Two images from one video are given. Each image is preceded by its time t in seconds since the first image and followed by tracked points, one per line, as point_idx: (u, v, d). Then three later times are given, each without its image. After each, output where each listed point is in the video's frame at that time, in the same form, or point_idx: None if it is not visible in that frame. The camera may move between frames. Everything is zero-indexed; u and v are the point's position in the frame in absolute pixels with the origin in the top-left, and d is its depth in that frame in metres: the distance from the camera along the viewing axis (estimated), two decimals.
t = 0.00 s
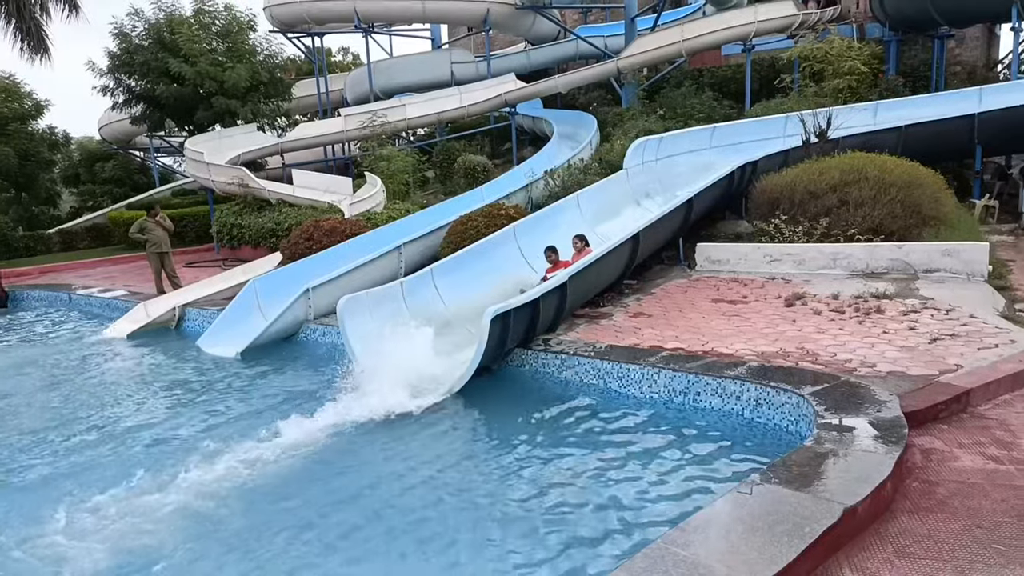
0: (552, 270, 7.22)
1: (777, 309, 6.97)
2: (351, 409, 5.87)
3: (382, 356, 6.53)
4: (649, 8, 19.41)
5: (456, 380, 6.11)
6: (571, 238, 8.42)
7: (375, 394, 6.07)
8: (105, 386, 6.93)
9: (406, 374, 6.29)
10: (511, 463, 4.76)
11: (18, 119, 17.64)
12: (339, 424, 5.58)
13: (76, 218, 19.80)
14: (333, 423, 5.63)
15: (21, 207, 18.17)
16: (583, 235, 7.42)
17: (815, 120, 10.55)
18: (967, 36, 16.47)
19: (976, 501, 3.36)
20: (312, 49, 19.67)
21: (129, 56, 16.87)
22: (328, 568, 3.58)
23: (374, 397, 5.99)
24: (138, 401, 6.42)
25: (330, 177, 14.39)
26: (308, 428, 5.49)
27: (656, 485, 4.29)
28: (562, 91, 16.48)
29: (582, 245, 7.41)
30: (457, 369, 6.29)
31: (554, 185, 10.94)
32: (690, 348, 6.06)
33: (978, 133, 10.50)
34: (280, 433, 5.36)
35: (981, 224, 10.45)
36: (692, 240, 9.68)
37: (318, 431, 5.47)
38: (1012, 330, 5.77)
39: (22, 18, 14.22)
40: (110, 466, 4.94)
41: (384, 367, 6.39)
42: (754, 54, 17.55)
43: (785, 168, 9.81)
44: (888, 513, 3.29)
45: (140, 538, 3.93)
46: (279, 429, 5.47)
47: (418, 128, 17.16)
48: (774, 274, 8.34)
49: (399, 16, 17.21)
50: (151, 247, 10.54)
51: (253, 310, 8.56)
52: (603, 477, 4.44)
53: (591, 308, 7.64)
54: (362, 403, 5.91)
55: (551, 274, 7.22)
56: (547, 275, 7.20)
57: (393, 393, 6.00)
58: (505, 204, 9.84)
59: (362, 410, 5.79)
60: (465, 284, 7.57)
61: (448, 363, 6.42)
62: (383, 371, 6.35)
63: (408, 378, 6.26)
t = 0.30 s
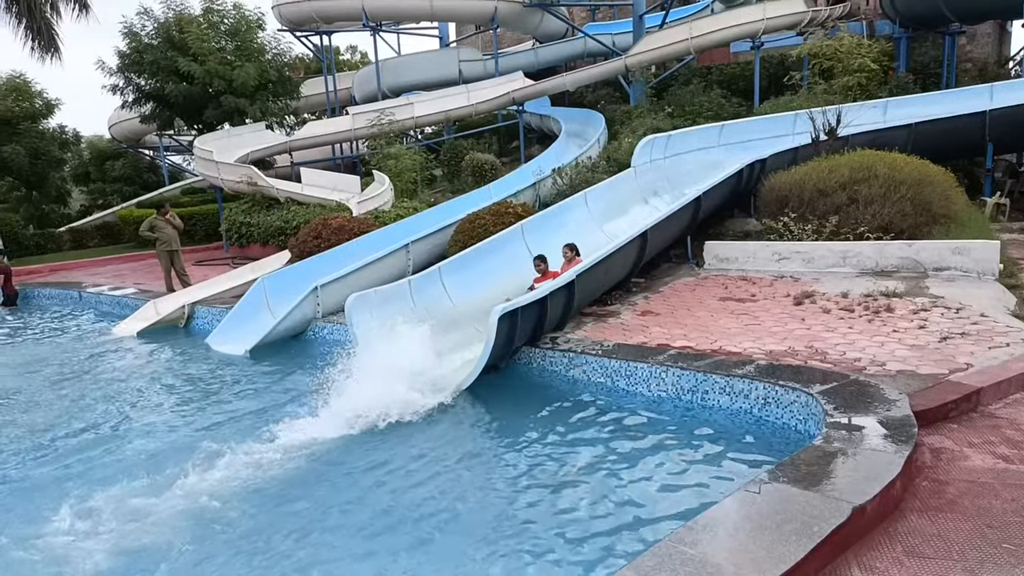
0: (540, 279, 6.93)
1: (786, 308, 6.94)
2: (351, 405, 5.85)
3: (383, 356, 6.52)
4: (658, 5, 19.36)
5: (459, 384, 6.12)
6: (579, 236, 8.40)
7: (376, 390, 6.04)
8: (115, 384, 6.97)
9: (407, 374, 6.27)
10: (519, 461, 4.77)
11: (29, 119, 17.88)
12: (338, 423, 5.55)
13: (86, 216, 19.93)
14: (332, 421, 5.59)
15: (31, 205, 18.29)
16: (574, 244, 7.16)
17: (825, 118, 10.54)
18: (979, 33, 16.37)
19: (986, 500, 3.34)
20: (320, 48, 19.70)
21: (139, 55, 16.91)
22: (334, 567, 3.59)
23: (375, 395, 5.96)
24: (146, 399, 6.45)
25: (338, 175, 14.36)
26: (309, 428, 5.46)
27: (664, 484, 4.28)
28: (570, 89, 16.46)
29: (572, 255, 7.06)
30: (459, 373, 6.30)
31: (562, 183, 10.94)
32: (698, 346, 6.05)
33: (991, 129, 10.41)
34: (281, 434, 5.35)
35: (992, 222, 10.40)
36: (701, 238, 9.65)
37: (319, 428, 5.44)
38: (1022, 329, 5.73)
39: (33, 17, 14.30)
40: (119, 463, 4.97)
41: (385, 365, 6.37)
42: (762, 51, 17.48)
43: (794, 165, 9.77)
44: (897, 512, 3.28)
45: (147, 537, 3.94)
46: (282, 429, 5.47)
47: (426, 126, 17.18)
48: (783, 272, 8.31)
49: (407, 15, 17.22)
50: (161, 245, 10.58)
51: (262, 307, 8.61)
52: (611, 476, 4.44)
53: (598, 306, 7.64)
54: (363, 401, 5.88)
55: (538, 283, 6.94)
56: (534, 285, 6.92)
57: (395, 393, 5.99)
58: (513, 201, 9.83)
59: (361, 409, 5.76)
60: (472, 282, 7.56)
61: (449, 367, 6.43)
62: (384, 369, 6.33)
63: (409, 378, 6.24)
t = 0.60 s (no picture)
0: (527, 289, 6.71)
1: (796, 306, 6.92)
2: (357, 400, 5.86)
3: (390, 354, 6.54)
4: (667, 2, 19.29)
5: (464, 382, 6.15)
6: (588, 233, 8.37)
7: (380, 387, 6.05)
8: (127, 380, 7.02)
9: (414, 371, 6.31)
10: (527, 458, 4.78)
11: (41, 116, 18.02)
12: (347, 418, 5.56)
13: (97, 213, 20.05)
14: (338, 416, 5.59)
15: (43, 202, 18.41)
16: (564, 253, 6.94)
17: (835, 115, 10.49)
18: (992, 29, 16.22)
19: (998, 500, 3.33)
20: (330, 45, 19.73)
21: (150, 53, 16.99)
22: (345, 564, 3.60)
23: (381, 391, 5.98)
24: (156, 395, 6.49)
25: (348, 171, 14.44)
26: (318, 424, 5.47)
27: (673, 482, 4.27)
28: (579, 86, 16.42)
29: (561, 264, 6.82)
30: (465, 371, 6.32)
31: (571, 180, 10.93)
32: (707, 344, 6.03)
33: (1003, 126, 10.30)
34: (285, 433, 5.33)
35: (1005, 220, 10.33)
36: (710, 235, 9.62)
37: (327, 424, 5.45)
38: None
39: (45, 15, 14.40)
40: (130, 459, 5.01)
41: (390, 363, 6.39)
42: (773, 47, 17.39)
43: (804, 163, 9.71)
44: (907, 510, 3.26)
45: (157, 533, 3.97)
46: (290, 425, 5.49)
47: (435, 123, 17.19)
48: (793, 270, 8.27)
49: (416, 12, 17.22)
50: (172, 241, 10.64)
51: (272, 304, 8.65)
52: (620, 474, 4.44)
53: (607, 303, 7.63)
54: (369, 396, 5.91)
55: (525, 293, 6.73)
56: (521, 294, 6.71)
57: (400, 390, 6.00)
58: (522, 199, 9.82)
59: (366, 404, 5.78)
60: (480, 279, 7.57)
61: (456, 365, 6.46)
62: (389, 367, 6.34)
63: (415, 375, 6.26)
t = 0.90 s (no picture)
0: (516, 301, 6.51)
1: (810, 304, 6.87)
2: (361, 400, 5.84)
3: (393, 356, 6.54)
4: None
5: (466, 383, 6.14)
6: (601, 230, 8.34)
7: (386, 387, 6.03)
8: (142, 377, 7.08)
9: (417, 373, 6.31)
10: (539, 456, 4.78)
11: (58, 115, 18.19)
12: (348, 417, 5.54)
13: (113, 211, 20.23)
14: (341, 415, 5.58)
15: (59, 199, 18.59)
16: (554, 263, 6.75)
17: (851, 112, 10.40)
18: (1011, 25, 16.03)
19: (1015, 500, 3.30)
20: (343, 43, 19.79)
21: (165, 52, 17.11)
22: (359, 561, 3.63)
23: (385, 391, 5.98)
24: (171, 392, 6.53)
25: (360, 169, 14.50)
26: (320, 423, 5.45)
27: (685, 481, 4.26)
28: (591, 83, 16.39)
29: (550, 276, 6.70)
30: (470, 373, 6.32)
31: (584, 178, 10.91)
32: (720, 342, 6.01)
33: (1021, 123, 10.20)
34: (287, 432, 5.31)
35: None
36: (724, 233, 9.57)
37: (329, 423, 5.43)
38: None
39: (62, 15, 14.53)
40: (146, 455, 5.06)
41: (396, 366, 6.38)
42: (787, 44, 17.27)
43: (819, 160, 9.64)
44: (922, 510, 3.24)
45: (170, 530, 4.00)
46: (296, 423, 5.49)
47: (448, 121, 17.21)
48: (807, 268, 8.22)
49: (429, 10, 17.23)
50: (187, 239, 10.72)
51: (285, 302, 8.69)
52: (633, 472, 4.43)
53: (619, 302, 7.61)
54: (371, 396, 5.90)
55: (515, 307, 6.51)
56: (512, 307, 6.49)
57: (404, 390, 6.00)
58: (534, 196, 9.81)
59: (370, 404, 5.77)
60: (491, 277, 7.57)
61: (460, 367, 6.46)
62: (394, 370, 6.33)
63: (419, 377, 6.27)
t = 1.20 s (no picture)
0: (503, 313, 6.46)
1: (826, 303, 6.82)
2: (363, 404, 5.77)
3: (393, 363, 6.48)
4: None
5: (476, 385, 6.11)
6: (615, 229, 8.32)
7: (388, 392, 5.97)
8: (159, 374, 7.15)
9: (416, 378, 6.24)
10: (554, 455, 4.77)
11: (76, 114, 18.37)
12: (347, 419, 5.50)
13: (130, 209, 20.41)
14: (340, 417, 5.54)
15: (77, 197, 18.78)
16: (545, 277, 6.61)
17: (868, 109, 10.32)
18: None
19: None
20: (357, 42, 19.85)
21: (181, 51, 17.24)
22: (374, 559, 3.65)
23: (382, 396, 5.91)
24: (187, 390, 6.59)
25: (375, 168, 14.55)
26: (322, 423, 5.43)
27: (700, 480, 4.24)
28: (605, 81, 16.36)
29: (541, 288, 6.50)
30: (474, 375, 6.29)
31: (598, 176, 10.89)
32: (735, 341, 5.98)
33: None
34: (286, 435, 5.27)
35: None
36: (739, 232, 9.52)
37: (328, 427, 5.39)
38: None
39: (80, 15, 14.68)
40: (163, 452, 5.11)
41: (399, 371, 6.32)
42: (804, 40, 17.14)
43: (836, 157, 9.56)
44: (939, 511, 3.21)
45: (186, 527, 4.03)
46: (295, 424, 5.45)
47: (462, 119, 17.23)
48: (823, 267, 8.17)
49: (444, 9, 17.25)
50: (204, 237, 10.81)
51: (300, 299, 8.74)
52: (647, 471, 4.42)
53: (633, 300, 7.59)
54: (370, 400, 5.84)
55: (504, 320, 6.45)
56: (500, 320, 6.45)
57: (401, 395, 5.93)
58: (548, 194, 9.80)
59: (367, 408, 5.71)
60: (506, 275, 7.56)
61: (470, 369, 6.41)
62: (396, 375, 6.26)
63: (417, 381, 6.19)
